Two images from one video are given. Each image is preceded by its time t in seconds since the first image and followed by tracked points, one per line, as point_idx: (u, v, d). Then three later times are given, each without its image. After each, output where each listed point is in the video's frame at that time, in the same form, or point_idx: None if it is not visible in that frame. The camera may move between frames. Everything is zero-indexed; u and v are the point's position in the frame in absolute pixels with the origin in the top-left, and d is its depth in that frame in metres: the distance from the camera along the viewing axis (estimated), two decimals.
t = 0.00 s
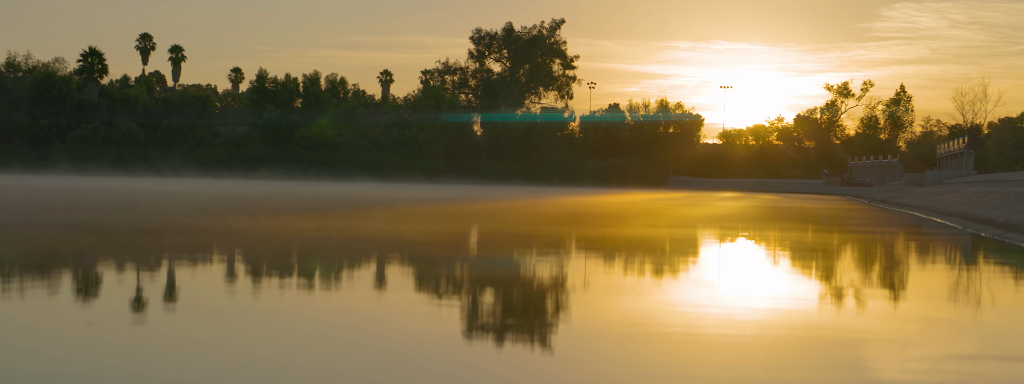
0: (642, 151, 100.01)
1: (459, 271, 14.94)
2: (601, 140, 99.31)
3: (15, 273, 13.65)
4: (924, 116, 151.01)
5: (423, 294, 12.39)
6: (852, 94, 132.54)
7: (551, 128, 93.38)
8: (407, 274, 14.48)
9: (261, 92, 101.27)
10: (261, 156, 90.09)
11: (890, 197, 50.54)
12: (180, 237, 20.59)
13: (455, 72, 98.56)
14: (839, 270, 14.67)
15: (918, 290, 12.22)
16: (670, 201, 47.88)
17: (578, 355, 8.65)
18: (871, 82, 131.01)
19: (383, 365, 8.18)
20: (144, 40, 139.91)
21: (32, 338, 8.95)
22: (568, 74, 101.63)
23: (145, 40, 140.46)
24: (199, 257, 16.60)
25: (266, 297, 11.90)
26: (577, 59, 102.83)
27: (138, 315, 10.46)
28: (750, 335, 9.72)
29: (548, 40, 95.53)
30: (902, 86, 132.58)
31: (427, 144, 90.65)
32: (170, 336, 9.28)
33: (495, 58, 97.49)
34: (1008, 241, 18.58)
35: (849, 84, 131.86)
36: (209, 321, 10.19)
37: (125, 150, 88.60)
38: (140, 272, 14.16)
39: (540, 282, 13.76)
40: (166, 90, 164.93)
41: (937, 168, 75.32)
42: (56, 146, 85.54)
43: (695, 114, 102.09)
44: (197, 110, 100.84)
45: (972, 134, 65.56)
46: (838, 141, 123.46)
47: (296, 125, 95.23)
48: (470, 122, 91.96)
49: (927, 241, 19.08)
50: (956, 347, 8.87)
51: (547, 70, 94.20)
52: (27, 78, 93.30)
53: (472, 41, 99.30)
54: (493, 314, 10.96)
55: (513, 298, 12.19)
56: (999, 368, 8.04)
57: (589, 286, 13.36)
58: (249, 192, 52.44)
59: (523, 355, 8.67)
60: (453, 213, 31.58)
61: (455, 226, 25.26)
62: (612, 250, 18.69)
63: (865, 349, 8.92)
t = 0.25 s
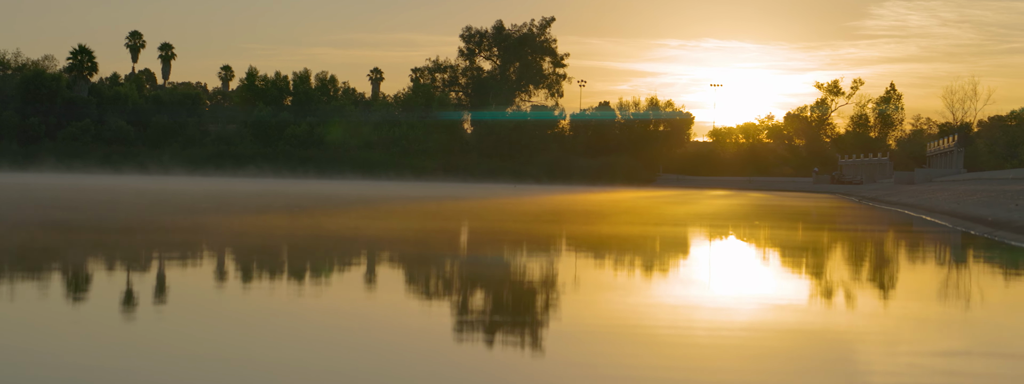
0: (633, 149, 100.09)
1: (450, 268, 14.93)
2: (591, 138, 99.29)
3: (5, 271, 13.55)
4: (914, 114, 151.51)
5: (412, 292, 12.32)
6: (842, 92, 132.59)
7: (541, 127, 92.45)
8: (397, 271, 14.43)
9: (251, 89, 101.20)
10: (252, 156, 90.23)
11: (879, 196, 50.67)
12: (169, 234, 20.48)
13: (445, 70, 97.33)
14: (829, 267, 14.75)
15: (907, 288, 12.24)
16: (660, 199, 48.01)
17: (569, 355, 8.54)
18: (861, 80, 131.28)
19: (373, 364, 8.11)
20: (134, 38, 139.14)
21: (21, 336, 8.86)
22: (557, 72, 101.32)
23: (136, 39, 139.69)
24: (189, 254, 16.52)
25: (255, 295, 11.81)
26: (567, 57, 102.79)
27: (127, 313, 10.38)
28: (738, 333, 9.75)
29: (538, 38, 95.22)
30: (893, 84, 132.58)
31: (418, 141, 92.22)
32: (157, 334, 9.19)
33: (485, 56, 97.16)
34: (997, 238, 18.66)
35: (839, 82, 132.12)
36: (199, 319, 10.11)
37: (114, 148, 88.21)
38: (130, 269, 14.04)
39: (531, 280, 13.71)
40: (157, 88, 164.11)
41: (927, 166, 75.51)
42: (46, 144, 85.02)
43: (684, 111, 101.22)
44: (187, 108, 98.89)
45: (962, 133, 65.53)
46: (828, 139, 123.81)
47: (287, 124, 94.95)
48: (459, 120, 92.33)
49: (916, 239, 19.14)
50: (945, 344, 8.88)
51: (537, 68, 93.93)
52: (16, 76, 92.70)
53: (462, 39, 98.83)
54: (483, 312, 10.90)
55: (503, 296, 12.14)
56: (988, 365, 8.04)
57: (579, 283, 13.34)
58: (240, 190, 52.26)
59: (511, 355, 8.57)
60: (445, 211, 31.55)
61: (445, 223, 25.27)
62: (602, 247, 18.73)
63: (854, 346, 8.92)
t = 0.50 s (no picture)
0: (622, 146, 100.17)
1: (439, 265, 14.90)
2: (582, 135, 99.41)
3: None
4: (904, 111, 151.93)
5: (403, 289, 12.26)
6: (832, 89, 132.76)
7: (531, 123, 92.51)
8: (387, 268, 14.39)
9: (240, 86, 100.97)
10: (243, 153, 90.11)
11: (869, 192, 50.83)
12: (159, 231, 20.35)
13: (434, 67, 97.43)
14: (819, 264, 14.81)
15: (897, 285, 12.27)
16: (650, 196, 48.07)
17: (561, 351, 8.50)
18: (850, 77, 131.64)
19: (364, 360, 8.06)
20: (123, 34, 138.21)
21: (9, 335, 8.72)
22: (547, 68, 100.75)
23: (124, 35, 138.77)
24: (179, 251, 16.42)
25: (245, 293, 11.71)
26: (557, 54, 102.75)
27: (117, 309, 10.32)
28: (728, 329, 9.74)
29: (528, 35, 95.17)
30: (883, 81, 132.27)
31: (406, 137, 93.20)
32: (148, 332, 9.07)
33: (475, 53, 96.98)
34: (986, 236, 18.77)
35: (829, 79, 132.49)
36: (188, 316, 10.05)
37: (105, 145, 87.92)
38: (120, 267, 13.93)
39: (521, 277, 13.71)
40: (145, 85, 163.11)
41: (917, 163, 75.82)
42: (36, 141, 84.48)
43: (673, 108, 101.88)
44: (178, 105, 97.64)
45: (953, 130, 65.09)
46: (818, 137, 124.20)
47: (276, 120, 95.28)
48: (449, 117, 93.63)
49: (905, 235, 19.25)
50: (934, 340, 8.92)
51: (528, 65, 93.65)
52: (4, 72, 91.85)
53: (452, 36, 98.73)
54: (473, 308, 10.88)
55: (494, 292, 12.12)
56: (976, 361, 8.07)
57: (569, 280, 13.36)
58: (230, 186, 52.09)
59: (502, 352, 8.51)
60: (436, 208, 31.49)
61: (435, 220, 25.23)
62: (592, 244, 18.76)
63: (844, 343, 8.93)
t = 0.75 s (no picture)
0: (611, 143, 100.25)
1: (429, 262, 14.90)
2: (571, 133, 99.50)
3: None
4: (894, 110, 152.49)
5: (392, 286, 12.24)
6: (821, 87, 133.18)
7: (520, 121, 93.92)
8: (376, 266, 14.35)
9: (229, 83, 100.70)
10: (234, 151, 89.91)
11: (857, 190, 51.05)
12: (148, 229, 20.21)
13: (424, 65, 98.77)
14: (808, 261, 14.86)
15: (887, 283, 12.29)
16: (640, 194, 48.09)
17: (549, 348, 8.51)
18: (840, 75, 132.06)
19: (350, 357, 8.04)
20: (111, 32, 137.37)
21: None
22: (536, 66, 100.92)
23: (113, 32, 137.94)
24: (168, 248, 16.34)
25: (235, 290, 11.66)
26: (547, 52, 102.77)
27: (107, 306, 10.26)
28: (717, 326, 9.76)
29: (517, 33, 95.45)
30: (872, 79, 133.04)
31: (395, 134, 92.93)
32: (139, 330, 9.01)
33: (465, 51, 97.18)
34: (974, 233, 18.83)
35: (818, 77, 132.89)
36: (178, 313, 9.97)
37: (95, 143, 87.46)
38: (108, 264, 13.84)
39: (510, 274, 13.70)
40: (134, 83, 162.26)
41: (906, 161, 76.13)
42: (26, 139, 84.18)
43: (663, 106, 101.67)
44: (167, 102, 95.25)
45: (941, 128, 65.63)
46: (807, 134, 124.61)
47: (265, 118, 93.97)
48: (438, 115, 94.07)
49: (894, 233, 19.32)
50: (923, 338, 8.94)
51: (517, 62, 94.34)
52: None
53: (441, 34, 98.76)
54: (462, 306, 10.86)
55: (483, 290, 12.13)
56: (965, 358, 8.09)
57: (558, 278, 13.37)
58: (221, 184, 51.92)
59: (491, 348, 8.51)
60: (427, 206, 31.45)
61: (425, 218, 25.19)
62: (582, 242, 18.76)
63: (832, 340, 8.97)
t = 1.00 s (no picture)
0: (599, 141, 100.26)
1: (417, 260, 14.86)
2: (559, 132, 99.54)
3: None
4: (881, 108, 153.30)
5: (381, 285, 12.17)
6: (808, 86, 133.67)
7: (509, 119, 94.30)
8: (365, 264, 14.26)
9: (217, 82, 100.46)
10: (222, 148, 89.59)
11: (846, 189, 51.23)
12: (135, 227, 20.04)
13: (412, 64, 98.85)
14: (796, 260, 14.87)
15: (874, 281, 12.31)
16: (628, 193, 48.12)
17: (538, 347, 8.47)
18: (827, 74, 132.55)
19: (341, 356, 7.95)
20: (99, 30, 136.46)
21: None
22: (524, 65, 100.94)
23: (101, 30, 137.02)
24: (156, 246, 16.21)
25: (224, 289, 11.55)
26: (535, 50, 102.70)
27: (94, 306, 10.12)
28: (706, 325, 9.74)
29: (505, 31, 95.26)
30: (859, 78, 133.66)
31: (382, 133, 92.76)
32: (128, 329, 8.89)
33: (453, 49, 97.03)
34: (963, 232, 18.88)
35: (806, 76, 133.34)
36: (166, 312, 9.85)
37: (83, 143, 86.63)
38: (96, 262, 13.71)
39: (498, 273, 13.64)
40: (122, 81, 161.27)
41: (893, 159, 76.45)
42: (13, 137, 82.90)
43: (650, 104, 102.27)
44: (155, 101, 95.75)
45: (929, 127, 65.98)
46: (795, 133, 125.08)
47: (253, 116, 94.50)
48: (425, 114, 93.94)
49: (882, 232, 19.33)
50: (912, 336, 8.95)
51: (505, 61, 94.84)
52: None
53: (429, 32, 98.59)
54: (450, 305, 10.79)
55: (471, 288, 12.09)
56: (957, 357, 8.06)
57: (547, 276, 13.31)
58: (210, 183, 51.75)
59: (481, 347, 8.46)
60: (415, 204, 31.39)
61: (413, 216, 25.09)
62: (569, 241, 18.72)
63: (820, 338, 8.97)
